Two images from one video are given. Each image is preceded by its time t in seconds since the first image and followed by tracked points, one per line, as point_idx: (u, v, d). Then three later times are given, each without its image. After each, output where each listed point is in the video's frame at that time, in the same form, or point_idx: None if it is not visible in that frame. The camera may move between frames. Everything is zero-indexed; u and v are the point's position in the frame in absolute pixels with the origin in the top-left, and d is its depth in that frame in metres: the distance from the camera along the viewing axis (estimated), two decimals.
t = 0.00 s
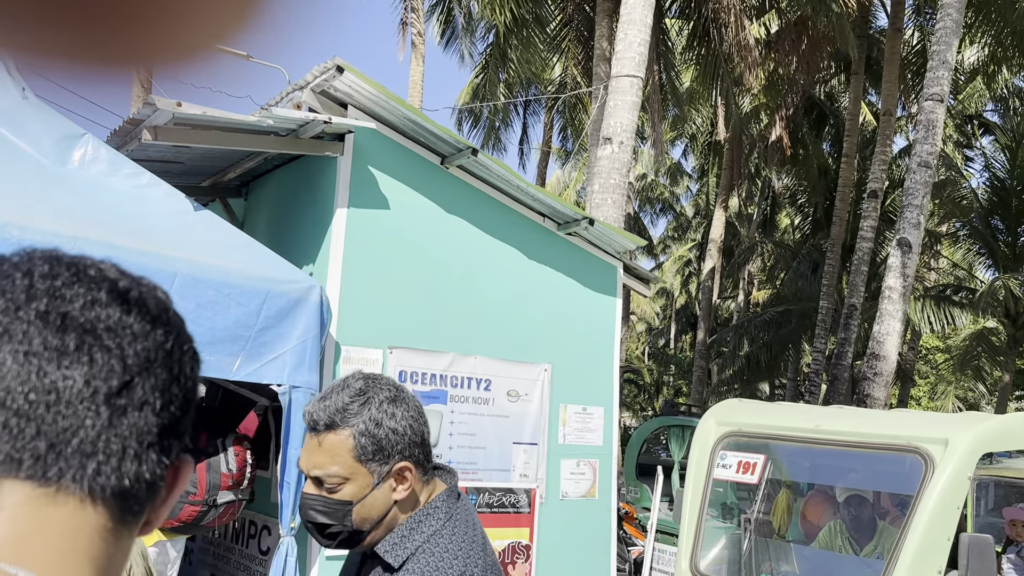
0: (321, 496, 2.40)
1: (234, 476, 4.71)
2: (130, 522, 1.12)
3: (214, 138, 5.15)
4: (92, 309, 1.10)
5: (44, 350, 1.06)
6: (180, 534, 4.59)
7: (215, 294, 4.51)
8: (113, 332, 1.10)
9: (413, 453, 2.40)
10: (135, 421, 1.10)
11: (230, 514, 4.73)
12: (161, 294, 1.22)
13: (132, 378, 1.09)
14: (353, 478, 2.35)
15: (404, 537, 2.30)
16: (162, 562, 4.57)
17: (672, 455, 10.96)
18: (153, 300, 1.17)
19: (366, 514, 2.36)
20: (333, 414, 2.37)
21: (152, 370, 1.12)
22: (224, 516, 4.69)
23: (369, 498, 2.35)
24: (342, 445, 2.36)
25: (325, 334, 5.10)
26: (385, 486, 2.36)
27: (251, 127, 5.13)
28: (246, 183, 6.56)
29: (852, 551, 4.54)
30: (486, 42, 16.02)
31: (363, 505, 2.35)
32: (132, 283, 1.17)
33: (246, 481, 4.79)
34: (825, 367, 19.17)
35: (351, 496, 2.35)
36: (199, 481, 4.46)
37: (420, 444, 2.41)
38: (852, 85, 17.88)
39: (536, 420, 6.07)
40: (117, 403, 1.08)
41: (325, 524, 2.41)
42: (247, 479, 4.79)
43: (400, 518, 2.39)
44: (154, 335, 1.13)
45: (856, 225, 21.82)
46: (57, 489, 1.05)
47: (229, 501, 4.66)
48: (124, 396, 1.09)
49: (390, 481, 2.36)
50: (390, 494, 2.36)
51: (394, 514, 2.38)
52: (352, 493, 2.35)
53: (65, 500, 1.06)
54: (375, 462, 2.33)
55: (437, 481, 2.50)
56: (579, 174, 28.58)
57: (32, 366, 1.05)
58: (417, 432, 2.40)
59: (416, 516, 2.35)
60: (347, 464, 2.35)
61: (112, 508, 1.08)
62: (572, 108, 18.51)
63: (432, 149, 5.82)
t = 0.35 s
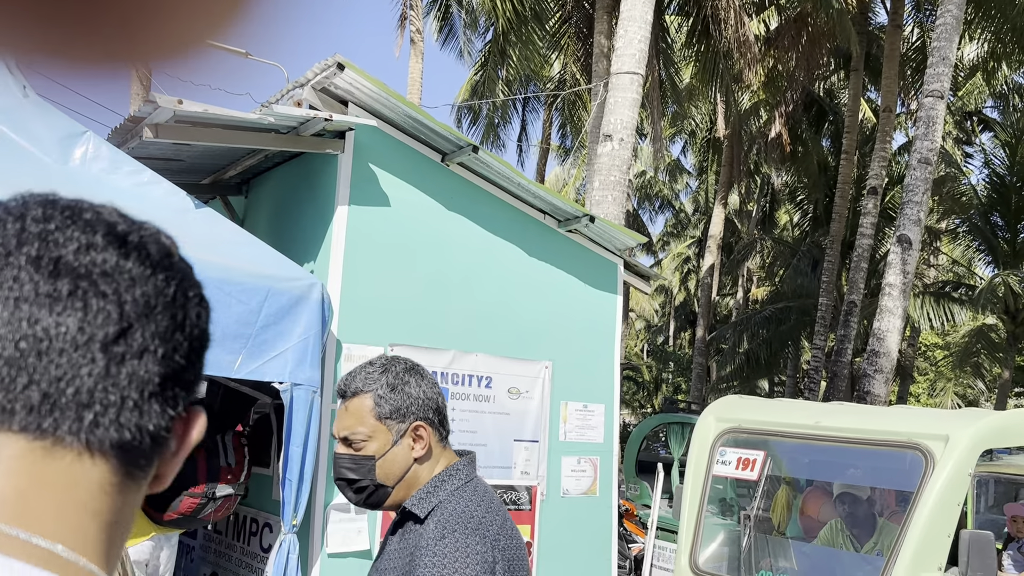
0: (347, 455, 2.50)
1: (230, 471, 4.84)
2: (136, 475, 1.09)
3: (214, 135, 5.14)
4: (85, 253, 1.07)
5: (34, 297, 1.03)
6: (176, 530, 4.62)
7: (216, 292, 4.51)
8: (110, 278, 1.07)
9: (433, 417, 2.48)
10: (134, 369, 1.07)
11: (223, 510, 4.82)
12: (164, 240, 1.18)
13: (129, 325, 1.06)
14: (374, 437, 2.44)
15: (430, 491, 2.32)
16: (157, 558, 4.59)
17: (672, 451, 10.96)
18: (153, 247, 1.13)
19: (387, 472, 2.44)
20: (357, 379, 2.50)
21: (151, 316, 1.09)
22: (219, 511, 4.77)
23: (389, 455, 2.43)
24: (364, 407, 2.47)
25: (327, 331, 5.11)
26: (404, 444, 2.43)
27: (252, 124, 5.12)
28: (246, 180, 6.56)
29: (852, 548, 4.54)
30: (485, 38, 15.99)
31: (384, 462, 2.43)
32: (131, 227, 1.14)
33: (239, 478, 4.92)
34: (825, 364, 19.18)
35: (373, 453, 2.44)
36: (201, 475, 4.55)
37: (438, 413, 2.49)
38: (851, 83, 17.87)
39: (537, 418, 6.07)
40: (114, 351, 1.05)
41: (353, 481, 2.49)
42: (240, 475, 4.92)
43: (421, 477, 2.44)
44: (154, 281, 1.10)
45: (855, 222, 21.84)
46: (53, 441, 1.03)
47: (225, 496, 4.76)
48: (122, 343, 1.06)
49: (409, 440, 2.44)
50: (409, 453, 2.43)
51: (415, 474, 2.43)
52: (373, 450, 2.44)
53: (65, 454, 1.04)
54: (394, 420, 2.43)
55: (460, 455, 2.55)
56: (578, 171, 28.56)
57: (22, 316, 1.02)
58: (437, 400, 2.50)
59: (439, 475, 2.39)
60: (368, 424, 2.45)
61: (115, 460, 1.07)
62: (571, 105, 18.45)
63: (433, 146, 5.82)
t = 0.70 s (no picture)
0: (353, 438, 2.47)
1: (236, 460, 4.70)
2: (32, 404, 0.88)
3: (217, 130, 5.13)
4: None
5: None
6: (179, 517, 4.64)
7: (220, 288, 4.51)
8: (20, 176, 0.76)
9: (439, 405, 2.46)
10: (47, 291, 0.79)
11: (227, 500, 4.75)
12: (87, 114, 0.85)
13: (48, 236, 0.78)
14: (379, 422, 2.42)
15: (437, 480, 2.30)
16: (160, 546, 4.70)
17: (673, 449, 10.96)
18: (72, 126, 0.81)
19: (391, 458, 2.42)
20: (366, 365, 2.48)
21: (71, 229, 0.80)
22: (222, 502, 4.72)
23: (394, 441, 2.41)
24: (371, 393, 2.45)
25: (329, 327, 5.10)
26: (409, 430, 2.41)
27: (254, 119, 5.10)
28: (249, 176, 6.55)
29: (852, 546, 4.50)
30: (488, 34, 16.03)
31: (389, 447, 2.41)
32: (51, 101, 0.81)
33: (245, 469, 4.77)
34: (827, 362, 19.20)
35: (379, 438, 2.41)
36: (204, 462, 4.47)
37: (446, 401, 2.47)
38: (854, 80, 17.88)
39: (539, 414, 6.06)
40: (29, 267, 0.77)
41: (358, 465, 2.47)
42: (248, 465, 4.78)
43: (426, 464, 2.42)
44: (75, 182, 0.80)
45: (858, 220, 21.84)
46: None
47: (230, 485, 4.69)
48: (38, 260, 0.78)
49: (414, 427, 2.42)
50: (414, 439, 2.41)
51: (419, 460, 2.42)
52: (379, 435, 2.41)
53: None
54: (399, 406, 2.41)
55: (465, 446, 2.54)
56: (580, 168, 28.55)
57: None
58: (444, 389, 2.48)
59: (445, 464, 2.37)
60: (376, 409, 2.43)
61: (13, 391, 0.84)
62: (574, 102, 18.44)
63: (436, 141, 5.80)
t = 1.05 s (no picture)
0: (314, 443, 2.11)
1: (238, 453, 4.76)
2: None
3: (216, 125, 5.09)
4: None
5: None
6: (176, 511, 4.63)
7: (216, 283, 4.47)
8: None
9: (411, 407, 2.08)
10: None
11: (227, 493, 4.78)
12: None
13: None
14: (343, 428, 2.05)
15: (406, 491, 1.97)
16: (154, 540, 4.56)
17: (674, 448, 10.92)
18: None
19: (357, 467, 2.06)
20: (328, 363, 2.10)
21: None
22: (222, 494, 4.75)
23: (360, 448, 2.05)
24: (334, 394, 2.07)
25: (327, 324, 5.05)
26: (377, 436, 2.04)
27: (253, 114, 5.07)
28: (248, 172, 6.51)
29: (847, 549, 4.41)
30: (492, 32, 16.04)
31: (354, 455, 2.05)
32: None
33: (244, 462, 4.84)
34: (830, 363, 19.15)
35: (344, 446, 2.05)
36: (208, 452, 4.52)
37: (421, 402, 2.10)
38: (859, 81, 17.83)
39: (539, 413, 6.01)
40: None
41: (321, 475, 2.11)
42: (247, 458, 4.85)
43: (397, 474, 2.06)
44: None
45: (862, 221, 21.77)
46: None
47: (230, 477, 4.74)
48: None
49: (384, 432, 2.05)
50: (383, 446, 2.05)
51: (389, 470, 2.06)
52: (343, 442, 2.05)
53: None
54: (365, 411, 2.03)
55: (441, 450, 2.18)
56: (584, 167, 28.53)
57: None
58: (418, 389, 2.10)
59: (418, 474, 2.03)
60: (339, 413, 2.06)
61: None
62: (577, 101, 18.42)
63: (436, 138, 5.75)
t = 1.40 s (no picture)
0: (283, 440, 2.06)
1: (225, 439, 4.82)
2: None
3: (217, 122, 5.08)
4: None
5: None
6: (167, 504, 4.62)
7: (214, 281, 4.46)
8: None
9: (386, 404, 2.02)
10: None
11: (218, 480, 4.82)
12: None
13: None
14: (312, 424, 2.01)
15: (378, 492, 1.92)
16: (146, 535, 4.56)
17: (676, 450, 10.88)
18: None
19: (326, 466, 2.01)
20: (300, 355, 2.05)
21: None
22: (212, 481, 4.73)
23: (329, 445, 1.99)
24: (304, 388, 2.03)
25: (327, 323, 5.03)
26: (347, 433, 1.99)
27: (255, 112, 5.06)
28: (250, 169, 6.51)
29: (838, 553, 4.22)
30: (497, 32, 16.05)
31: (322, 453, 2.00)
32: None
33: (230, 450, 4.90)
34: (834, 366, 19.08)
35: (312, 443, 2.00)
36: (197, 439, 4.56)
37: (399, 399, 2.04)
38: (865, 83, 17.80)
39: (538, 414, 5.99)
40: None
41: (290, 471, 2.06)
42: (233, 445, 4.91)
43: (368, 474, 2.00)
44: None
45: (868, 224, 21.71)
46: None
47: (220, 464, 4.77)
48: None
49: (355, 430, 1.99)
50: (354, 444, 1.99)
51: (360, 469, 2.00)
52: (311, 439, 2.00)
53: None
54: (336, 406, 1.98)
55: (419, 450, 2.12)
56: (589, 168, 28.52)
57: None
58: (394, 385, 2.04)
59: (392, 474, 1.97)
60: (309, 408, 2.01)
61: None
62: (583, 101, 18.40)
63: (437, 137, 5.73)
